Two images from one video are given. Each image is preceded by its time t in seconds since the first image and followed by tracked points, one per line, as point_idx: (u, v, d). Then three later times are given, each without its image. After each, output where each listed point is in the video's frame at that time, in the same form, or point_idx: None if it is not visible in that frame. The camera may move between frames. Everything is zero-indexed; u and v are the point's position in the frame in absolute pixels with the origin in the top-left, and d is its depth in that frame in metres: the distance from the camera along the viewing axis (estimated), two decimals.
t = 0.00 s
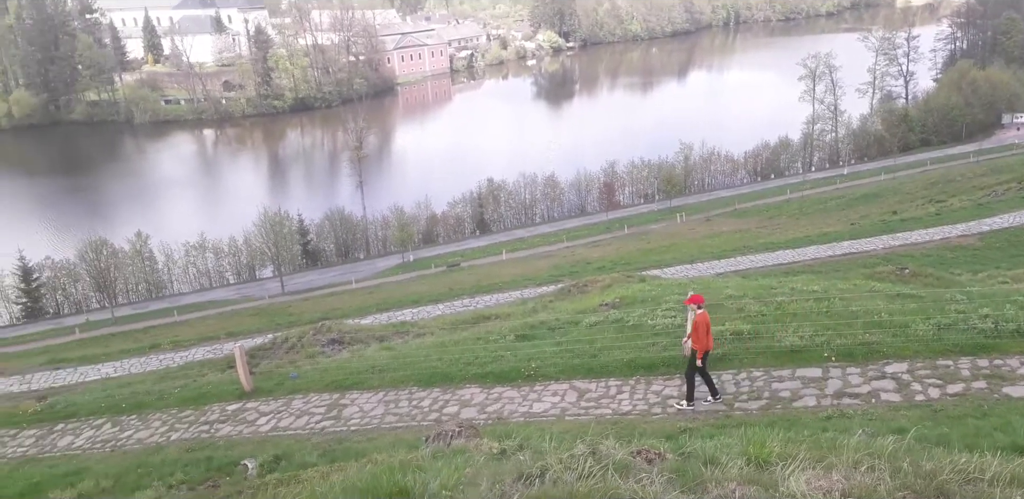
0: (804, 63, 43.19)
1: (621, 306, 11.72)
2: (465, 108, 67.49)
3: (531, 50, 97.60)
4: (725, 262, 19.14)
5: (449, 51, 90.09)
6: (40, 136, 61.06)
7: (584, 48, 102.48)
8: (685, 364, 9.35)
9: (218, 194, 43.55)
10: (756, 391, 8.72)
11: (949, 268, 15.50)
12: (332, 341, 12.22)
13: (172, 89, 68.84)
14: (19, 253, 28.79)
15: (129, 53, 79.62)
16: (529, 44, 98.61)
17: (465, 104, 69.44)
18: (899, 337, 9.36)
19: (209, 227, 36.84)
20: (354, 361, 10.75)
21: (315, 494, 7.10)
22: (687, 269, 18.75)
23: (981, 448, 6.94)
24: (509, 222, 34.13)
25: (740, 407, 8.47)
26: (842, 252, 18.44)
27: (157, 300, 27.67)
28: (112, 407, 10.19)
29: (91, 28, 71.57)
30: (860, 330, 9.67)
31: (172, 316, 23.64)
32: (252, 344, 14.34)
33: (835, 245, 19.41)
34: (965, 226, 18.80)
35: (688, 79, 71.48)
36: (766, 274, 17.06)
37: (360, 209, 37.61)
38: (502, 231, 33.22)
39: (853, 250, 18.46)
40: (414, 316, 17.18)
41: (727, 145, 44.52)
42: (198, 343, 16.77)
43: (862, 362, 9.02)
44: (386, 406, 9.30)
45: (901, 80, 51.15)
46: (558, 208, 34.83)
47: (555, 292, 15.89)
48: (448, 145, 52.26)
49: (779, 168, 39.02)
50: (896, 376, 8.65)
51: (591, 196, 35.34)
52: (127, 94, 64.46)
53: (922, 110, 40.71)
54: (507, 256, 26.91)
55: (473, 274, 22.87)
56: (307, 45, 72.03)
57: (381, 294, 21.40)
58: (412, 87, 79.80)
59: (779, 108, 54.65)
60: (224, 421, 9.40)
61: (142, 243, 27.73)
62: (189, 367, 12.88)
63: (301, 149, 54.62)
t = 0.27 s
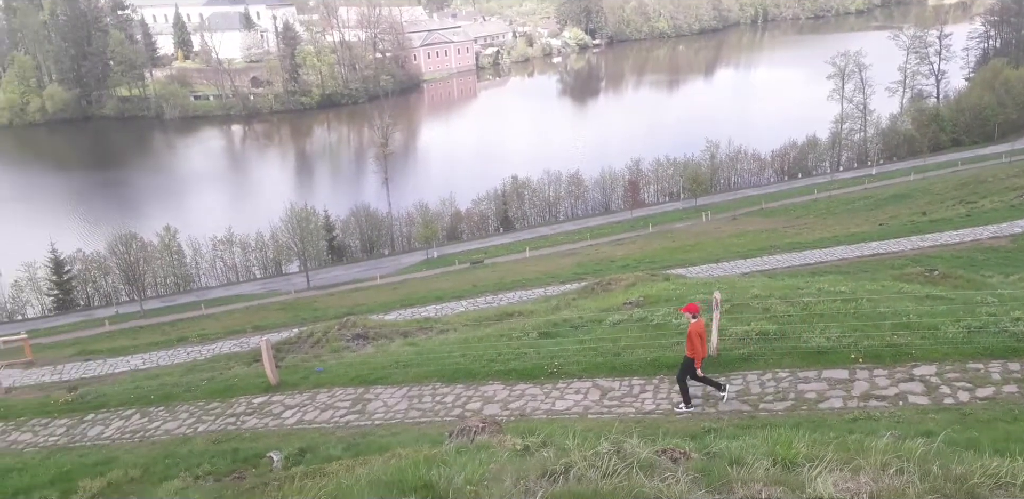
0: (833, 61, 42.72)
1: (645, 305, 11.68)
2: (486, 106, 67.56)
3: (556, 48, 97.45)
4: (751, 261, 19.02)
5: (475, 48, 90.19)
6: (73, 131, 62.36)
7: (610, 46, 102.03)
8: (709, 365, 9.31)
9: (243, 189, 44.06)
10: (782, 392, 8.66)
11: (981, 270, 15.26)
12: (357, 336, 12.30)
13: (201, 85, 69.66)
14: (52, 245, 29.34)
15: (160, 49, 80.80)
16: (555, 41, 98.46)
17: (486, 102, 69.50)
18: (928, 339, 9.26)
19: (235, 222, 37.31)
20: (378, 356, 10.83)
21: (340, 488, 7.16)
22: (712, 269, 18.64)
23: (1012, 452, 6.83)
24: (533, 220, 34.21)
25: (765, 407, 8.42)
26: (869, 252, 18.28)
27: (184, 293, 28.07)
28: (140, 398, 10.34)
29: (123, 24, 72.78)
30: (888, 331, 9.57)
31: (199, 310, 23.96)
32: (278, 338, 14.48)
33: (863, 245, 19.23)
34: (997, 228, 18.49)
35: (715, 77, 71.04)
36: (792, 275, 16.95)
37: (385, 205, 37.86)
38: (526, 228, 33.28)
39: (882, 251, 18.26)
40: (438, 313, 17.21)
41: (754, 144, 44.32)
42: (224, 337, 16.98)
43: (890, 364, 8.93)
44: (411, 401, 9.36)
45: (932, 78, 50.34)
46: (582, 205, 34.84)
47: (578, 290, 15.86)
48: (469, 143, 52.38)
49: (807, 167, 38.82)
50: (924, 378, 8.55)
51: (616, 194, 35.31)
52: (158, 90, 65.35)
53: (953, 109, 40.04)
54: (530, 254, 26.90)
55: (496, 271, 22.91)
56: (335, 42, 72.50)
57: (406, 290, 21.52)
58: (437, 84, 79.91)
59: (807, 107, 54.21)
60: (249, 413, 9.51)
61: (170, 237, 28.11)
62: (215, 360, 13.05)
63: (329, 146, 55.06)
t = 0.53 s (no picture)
0: (861, 60, 42.10)
1: (668, 304, 11.64)
2: (508, 104, 67.53)
3: (581, 45, 97.20)
4: (776, 261, 18.89)
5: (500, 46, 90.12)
6: (103, 127, 63.49)
7: (636, 43, 101.45)
8: (732, 365, 9.26)
9: (266, 185, 44.46)
10: (806, 393, 8.59)
11: (1011, 271, 15.03)
12: (380, 331, 12.37)
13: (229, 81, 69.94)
14: (81, 239, 29.80)
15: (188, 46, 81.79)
16: (580, 39, 98.30)
17: (507, 101, 69.41)
18: (955, 342, 9.15)
19: (259, 217, 37.67)
20: (401, 352, 10.89)
21: (363, 483, 7.20)
22: (737, 268, 18.52)
23: None
24: (556, 218, 34.20)
25: (788, 408, 8.36)
26: (896, 253, 18.09)
27: (210, 288, 28.40)
28: (167, 391, 10.48)
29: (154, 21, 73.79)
30: (915, 334, 9.47)
31: (225, 305, 24.20)
32: (302, 333, 14.61)
33: (890, 246, 19.04)
34: None
35: (740, 76, 70.59)
36: (818, 275, 16.84)
37: (408, 202, 37.99)
38: (548, 226, 33.26)
39: (908, 252, 18.06)
40: (460, 310, 17.23)
41: (780, 143, 44.03)
42: (250, 331, 17.14)
43: (916, 365, 8.83)
44: (432, 397, 9.41)
45: (963, 77, 49.46)
46: (605, 204, 34.77)
47: (601, 288, 15.81)
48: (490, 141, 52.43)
49: (833, 166, 38.53)
50: (951, 381, 8.45)
51: (639, 192, 35.19)
52: (186, 86, 66.12)
53: (984, 109, 39.31)
54: (553, 252, 26.87)
55: (518, 269, 22.92)
56: (361, 40, 72.73)
57: (430, 287, 21.62)
58: (462, 81, 79.78)
59: (835, 106, 53.69)
60: (274, 407, 9.60)
61: (197, 232, 28.44)
62: (239, 355, 13.19)
63: (354, 143, 55.37)
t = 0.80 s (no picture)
0: (884, 59, 41.66)
1: (686, 304, 11.61)
2: (524, 102, 67.50)
3: (600, 43, 97.15)
4: (795, 261, 18.78)
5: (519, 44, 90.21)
6: (126, 124, 64.16)
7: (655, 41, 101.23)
8: (751, 365, 9.23)
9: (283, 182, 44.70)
10: (826, 394, 8.53)
11: None
12: (398, 329, 12.44)
13: (249, 79, 70.70)
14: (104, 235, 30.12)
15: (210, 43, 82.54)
16: (599, 37, 98.21)
17: (523, 99, 69.33)
18: (978, 345, 9.05)
19: (277, 214, 37.88)
20: (418, 349, 10.94)
21: (380, 478, 7.23)
22: (755, 268, 18.43)
23: None
24: (574, 216, 34.19)
25: (807, 409, 8.32)
26: (917, 254, 17.91)
27: (230, 285, 28.62)
28: (186, 386, 10.58)
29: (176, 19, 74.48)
30: (937, 335, 9.38)
31: (244, 301, 24.38)
32: (320, 329, 14.70)
33: (911, 246, 18.90)
34: None
35: (760, 75, 70.22)
36: (838, 275, 16.75)
37: (426, 200, 38.13)
38: (566, 225, 33.27)
39: (930, 253, 17.88)
40: (477, 308, 17.25)
41: (800, 142, 43.79)
42: (269, 327, 17.28)
43: (938, 368, 8.75)
44: (449, 394, 9.44)
45: (987, 77, 48.81)
46: (624, 202, 34.75)
47: (618, 287, 15.78)
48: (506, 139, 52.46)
49: (854, 166, 38.24)
50: (973, 384, 8.36)
51: (657, 191, 35.14)
52: (207, 83, 66.75)
53: (1008, 109, 38.78)
54: (570, 250, 26.87)
55: (537, 267, 22.95)
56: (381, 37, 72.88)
57: (448, 285, 21.69)
58: (480, 79, 80.01)
59: (856, 105, 53.26)
60: (292, 403, 9.67)
61: (217, 229, 28.68)
62: (259, 350, 13.32)
63: (373, 140, 55.65)
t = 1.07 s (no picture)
0: (907, 55, 41.20)
1: (704, 301, 11.57)
2: (541, 99, 67.43)
3: (619, 39, 96.90)
4: (814, 258, 18.67)
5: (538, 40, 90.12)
6: (148, 118, 64.80)
7: (674, 37, 100.77)
8: (769, 363, 9.21)
9: (300, 178, 44.90)
10: (845, 393, 8.49)
11: None
12: (416, 323, 12.50)
13: (269, 75, 71.24)
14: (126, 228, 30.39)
15: (230, 38, 83.05)
16: (618, 33, 97.90)
17: (540, 95, 69.20)
18: (1001, 345, 8.96)
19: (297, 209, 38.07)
20: (436, 344, 10.99)
21: (398, 472, 7.24)
22: (774, 265, 18.35)
23: None
24: (592, 212, 34.15)
25: (826, 408, 8.27)
26: (938, 252, 17.76)
27: (249, 278, 28.82)
28: (206, 378, 10.68)
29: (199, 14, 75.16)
30: (959, 335, 9.29)
31: (263, 294, 24.56)
32: (339, 323, 14.78)
33: (932, 245, 18.72)
34: None
35: (781, 71, 69.73)
36: (858, 273, 16.66)
37: (444, 195, 38.22)
38: (584, 221, 33.24)
39: (952, 252, 17.71)
40: (494, 303, 17.26)
41: (821, 139, 43.48)
42: (287, 320, 17.40)
43: (960, 367, 8.68)
44: (466, 389, 9.47)
45: (1013, 74, 48.11)
46: (642, 198, 34.67)
47: (636, 284, 15.74)
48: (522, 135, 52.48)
49: (875, 164, 37.88)
50: (996, 384, 8.28)
51: (676, 187, 35.01)
52: (229, 78, 67.15)
53: None
54: (587, 246, 26.86)
55: (554, 263, 22.98)
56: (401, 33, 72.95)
57: (466, 280, 21.76)
58: (499, 75, 80.10)
59: (879, 102, 52.74)
60: (311, 396, 9.74)
61: (237, 223, 28.86)
62: (278, 344, 13.42)
63: (392, 136, 55.90)
